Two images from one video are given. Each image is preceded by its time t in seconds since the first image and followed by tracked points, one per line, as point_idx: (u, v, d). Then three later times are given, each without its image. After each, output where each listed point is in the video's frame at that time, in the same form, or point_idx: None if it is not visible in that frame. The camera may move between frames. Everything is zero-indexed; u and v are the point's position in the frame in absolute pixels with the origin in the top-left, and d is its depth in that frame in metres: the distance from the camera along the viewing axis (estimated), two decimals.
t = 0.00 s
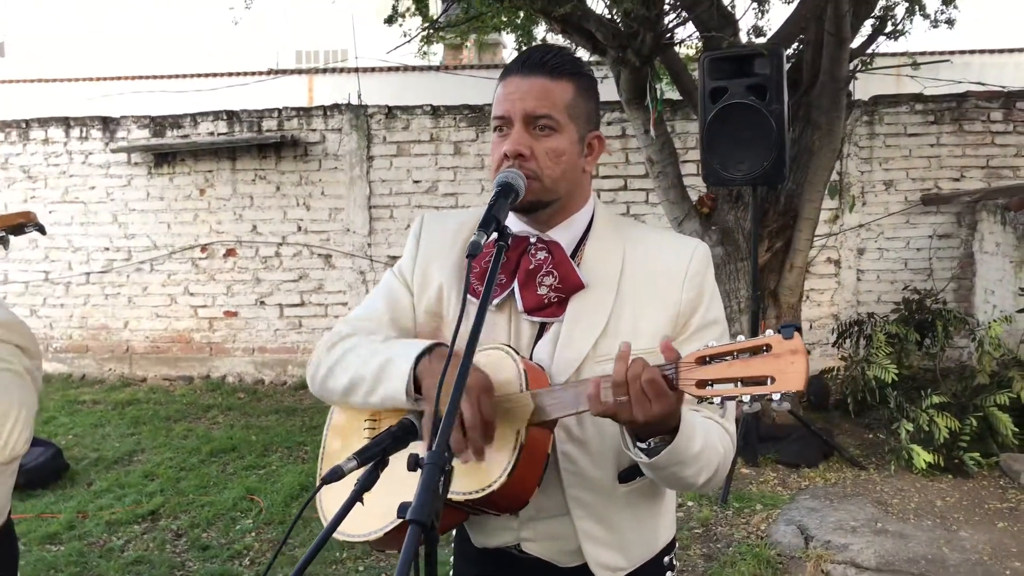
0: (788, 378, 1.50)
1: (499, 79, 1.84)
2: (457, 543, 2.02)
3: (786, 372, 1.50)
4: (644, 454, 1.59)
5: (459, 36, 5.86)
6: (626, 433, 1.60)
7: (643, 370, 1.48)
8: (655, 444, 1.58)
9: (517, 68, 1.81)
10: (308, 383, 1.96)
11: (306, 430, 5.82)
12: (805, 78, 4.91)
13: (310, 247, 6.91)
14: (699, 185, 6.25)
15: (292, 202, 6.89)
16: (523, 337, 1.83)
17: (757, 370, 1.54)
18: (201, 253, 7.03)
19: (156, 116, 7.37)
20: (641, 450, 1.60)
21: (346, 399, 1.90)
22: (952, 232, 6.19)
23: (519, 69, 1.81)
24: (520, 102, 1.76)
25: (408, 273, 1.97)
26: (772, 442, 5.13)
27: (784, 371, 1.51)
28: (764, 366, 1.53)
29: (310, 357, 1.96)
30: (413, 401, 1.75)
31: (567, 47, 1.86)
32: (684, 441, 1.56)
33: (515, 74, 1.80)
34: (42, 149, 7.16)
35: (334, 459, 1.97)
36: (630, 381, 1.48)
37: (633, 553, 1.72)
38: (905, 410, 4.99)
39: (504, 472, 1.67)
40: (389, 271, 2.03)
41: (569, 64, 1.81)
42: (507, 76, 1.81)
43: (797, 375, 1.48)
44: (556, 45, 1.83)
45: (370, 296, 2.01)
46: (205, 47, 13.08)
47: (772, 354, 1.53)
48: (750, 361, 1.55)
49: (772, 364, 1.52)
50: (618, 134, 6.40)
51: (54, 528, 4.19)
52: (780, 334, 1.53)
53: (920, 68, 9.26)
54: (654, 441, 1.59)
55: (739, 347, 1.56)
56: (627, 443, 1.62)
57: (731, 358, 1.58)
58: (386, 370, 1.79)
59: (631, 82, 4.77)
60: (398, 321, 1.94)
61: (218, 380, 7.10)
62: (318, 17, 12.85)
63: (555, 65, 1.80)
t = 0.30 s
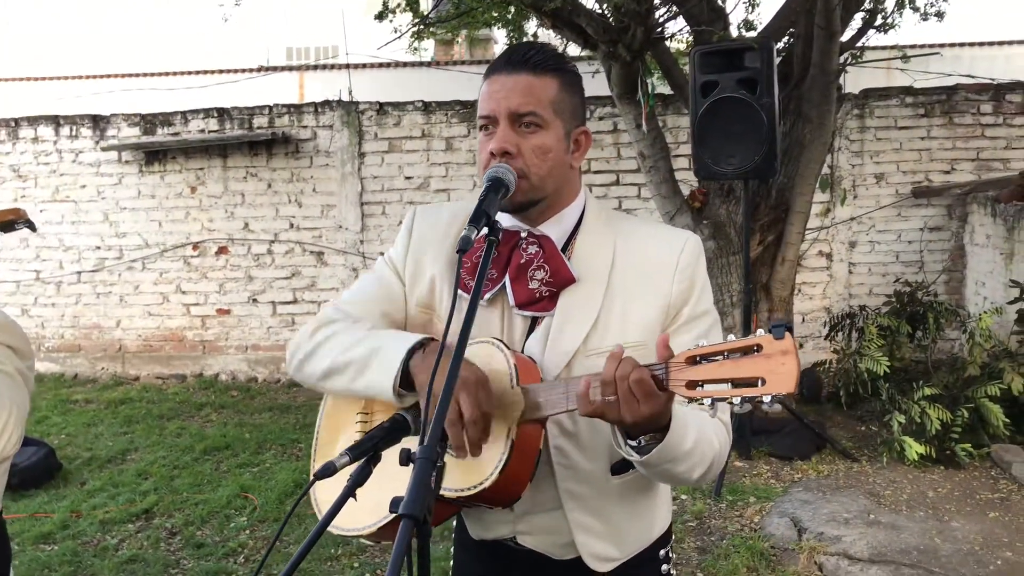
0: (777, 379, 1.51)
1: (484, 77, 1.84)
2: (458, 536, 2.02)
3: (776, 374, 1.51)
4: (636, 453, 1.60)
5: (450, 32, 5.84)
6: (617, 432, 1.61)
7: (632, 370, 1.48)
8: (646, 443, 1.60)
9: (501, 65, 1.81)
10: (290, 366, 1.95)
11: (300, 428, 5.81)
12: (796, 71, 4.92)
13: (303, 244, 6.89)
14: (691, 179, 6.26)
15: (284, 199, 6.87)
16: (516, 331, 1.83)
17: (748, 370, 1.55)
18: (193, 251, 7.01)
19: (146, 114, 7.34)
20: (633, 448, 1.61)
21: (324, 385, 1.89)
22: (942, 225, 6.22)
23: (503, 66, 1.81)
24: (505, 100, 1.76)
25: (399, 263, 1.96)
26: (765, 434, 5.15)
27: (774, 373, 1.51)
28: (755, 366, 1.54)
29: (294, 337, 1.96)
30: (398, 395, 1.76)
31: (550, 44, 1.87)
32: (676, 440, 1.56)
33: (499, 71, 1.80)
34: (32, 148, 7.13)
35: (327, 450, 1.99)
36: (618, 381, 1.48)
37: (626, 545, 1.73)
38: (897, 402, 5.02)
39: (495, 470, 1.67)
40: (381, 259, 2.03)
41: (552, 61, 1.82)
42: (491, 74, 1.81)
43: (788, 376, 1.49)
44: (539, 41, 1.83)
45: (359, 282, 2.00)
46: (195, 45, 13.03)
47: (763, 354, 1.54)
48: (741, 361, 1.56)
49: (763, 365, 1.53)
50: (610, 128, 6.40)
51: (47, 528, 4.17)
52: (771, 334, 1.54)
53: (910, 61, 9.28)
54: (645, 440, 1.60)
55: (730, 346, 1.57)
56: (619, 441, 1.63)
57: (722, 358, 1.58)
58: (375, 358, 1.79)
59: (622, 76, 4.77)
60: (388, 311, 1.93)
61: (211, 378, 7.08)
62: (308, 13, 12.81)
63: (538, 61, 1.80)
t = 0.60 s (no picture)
0: (775, 378, 1.51)
1: (484, 76, 1.84)
2: (456, 535, 2.03)
3: (772, 373, 1.51)
4: (635, 452, 1.60)
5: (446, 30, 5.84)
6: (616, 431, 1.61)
7: (630, 372, 1.49)
8: (644, 442, 1.59)
9: (501, 65, 1.81)
10: (300, 376, 1.95)
11: (296, 426, 5.81)
12: (792, 69, 4.92)
13: (298, 242, 6.89)
14: (687, 177, 6.27)
15: (280, 197, 6.86)
16: (512, 327, 1.83)
17: (745, 370, 1.56)
18: (189, 249, 7.00)
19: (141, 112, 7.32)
20: (631, 448, 1.61)
21: (336, 393, 1.89)
22: (938, 222, 6.23)
23: (503, 66, 1.81)
24: (505, 100, 1.76)
25: (398, 266, 1.96)
26: (761, 432, 5.16)
27: (771, 372, 1.52)
28: (752, 365, 1.55)
29: (300, 346, 1.96)
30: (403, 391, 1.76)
31: (551, 44, 1.87)
32: (674, 439, 1.57)
33: (500, 70, 1.80)
34: (27, 146, 7.11)
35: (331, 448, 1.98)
36: (616, 383, 1.49)
37: (625, 539, 1.73)
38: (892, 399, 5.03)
39: (500, 468, 1.68)
40: (379, 263, 2.03)
41: (553, 60, 1.82)
42: (492, 73, 1.81)
43: (783, 375, 1.49)
44: (540, 41, 1.83)
45: (361, 289, 2.01)
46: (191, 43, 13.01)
47: (759, 354, 1.54)
48: (738, 362, 1.56)
49: (760, 364, 1.53)
50: (606, 126, 6.41)
51: (44, 526, 4.17)
52: (766, 334, 1.54)
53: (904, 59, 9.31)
54: (643, 439, 1.60)
55: (727, 346, 1.57)
56: (618, 441, 1.63)
57: (718, 358, 1.59)
58: (376, 362, 1.79)
59: (618, 74, 4.77)
60: (390, 316, 1.93)
61: (207, 377, 7.07)
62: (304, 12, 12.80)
63: (539, 61, 1.80)
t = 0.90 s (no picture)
0: (781, 371, 1.53)
1: (488, 78, 1.85)
2: (462, 536, 2.04)
3: (780, 366, 1.53)
4: (641, 448, 1.61)
5: (452, 31, 5.85)
6: (623, 427, 1.61)
7: (639, 366, 1.49)
8: (651, 438, 1.60)
9: (504, 67, 1.83)
10: (307, 374, 1.96)
11: (303, 426, 5.83)
12: (796, 70, 4.93)
13: (305, 243, 6.92)
14: (691, 178, 6.28)
15: (286, 198, 6.89)
16: (517, 329, 1.85)
17: (751, 365, 1.57)
18: (195, 250, 7.04)
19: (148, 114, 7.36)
20: (638, 444, 1.62)
21: (343, 390, 1.91)
22: (943, 222, 6.23)
23: (507, 68, 1.82)
24: (510, 103, 1.77)
25: (405, 268, 1.98)
26: (766, 432, 5.17)
27: (779, 365, 1.53)
28: (758, 360, 1.56)
29: (309, 348, 1.98)
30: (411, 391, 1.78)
31: (554, 44, 1.88)
32: (680, 435, 1.58)
33: (504, 72, 1.82)
34: (34, 148, 7.15)
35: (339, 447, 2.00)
36: (624, 377, 1.50)
37: (631, 540, 1.74)
38: (897, 399, 5.03)
39: (504, 466, 1.70)
40: (386, 265, 2.04)
41: (556, 61, 1.83)
42: (496, 76, 1.82)
43: (789, 368, 1.51)
44: (543, 42, 1.84)
45: (367, 290, 2.02)
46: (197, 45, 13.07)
47: (766, 348, 1.56)
48: (744, 356, 1.58)
49: (766, 358, 1.55)
50: (611, 127, 6.43)
51: (53, 525, 4.21)
52: (774, 328, 1.56)
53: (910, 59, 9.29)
54: (650, 436, 1.61)
55: (733, 342, 1.59)
56: (624, 437, 1.64)
57: (725, 352, 1.60)
58: (384, 361, 1.81)
59: (623, 75, 4.78)
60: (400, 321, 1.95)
61: (214, 377, 7.10)
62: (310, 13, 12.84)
63: (542, 63, 1.81)
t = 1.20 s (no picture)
0: (788, 376, 1.53)
1: (494, 76, 1.86)
2: (465, 535, 2.04)
3: (787, 371, 1.53)
4: (646, 451, 1.60)
5: (456, 29, 5.84)
6: (628, 429, 1.61)
7: (645, 370, 1.50)
8: (656, 441, 1.60)
9: (509, 64, 1.83)
10: (310, 374, 1.96)
11: (307, 424, 5.84)
12: (801, 68, 4.92)
13: (309, 242, 6.92)
14: (695, 176, 6.27)
15: (291, 197, 6.89)
16: (522, 327, 1.85)
17: (757, 368, 1.57)
18: (199, 249, 7.05)
19: (153, 112, 7.37)
20: (643, 446, 1.62)
21: (346, 390, 1.91)
22: (948, 220, 6.21)
23: (512, 65, 1.83)
24: (515, 99, 1.77)
25: (408, 265, 1.99)
26: (771, 431, 5.16)
27: (785, 370, 1.53)
28: (765, 364, 1.56)
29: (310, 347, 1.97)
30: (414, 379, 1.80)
31: (559, 41, 1.88)
32: (686, 439, 1.57)
33: (509, 69, 1.82)
34: (39, 147, 7.16)
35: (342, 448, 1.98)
36: (630, 381, 1.50)
37: (634, 540, 1.74)
38: (902, 397, 5.02)
39: (509, 467, 1.69)
40: (390, 264, 2.04)
41: (561, 58, 1.83)
42: (501, 73, 1.83)
43: (797, 373, 1.51)
44: (548, 39, 1.84)
45: (371, 290, 2.02)
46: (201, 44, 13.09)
47: (773, 352, 1.55)
48: (751, 360, 1.58)
49: (773, 362, 1.55)
50: (615, 125, 6.41)
51: (58, 524, 4.22)
52: (781, 333, 1.56)
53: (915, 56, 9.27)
54: (655, 439, 1.61)
55: (741, 346, 1.59)
56: (629, 439, 1.64)
57: (731, 357, 1.60)
58: (383, 350, 1.81)
59: (627, 74, 4.77)
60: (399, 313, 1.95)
61: (219, 376, 7.12)
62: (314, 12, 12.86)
63: (547, 59, 1.81)
